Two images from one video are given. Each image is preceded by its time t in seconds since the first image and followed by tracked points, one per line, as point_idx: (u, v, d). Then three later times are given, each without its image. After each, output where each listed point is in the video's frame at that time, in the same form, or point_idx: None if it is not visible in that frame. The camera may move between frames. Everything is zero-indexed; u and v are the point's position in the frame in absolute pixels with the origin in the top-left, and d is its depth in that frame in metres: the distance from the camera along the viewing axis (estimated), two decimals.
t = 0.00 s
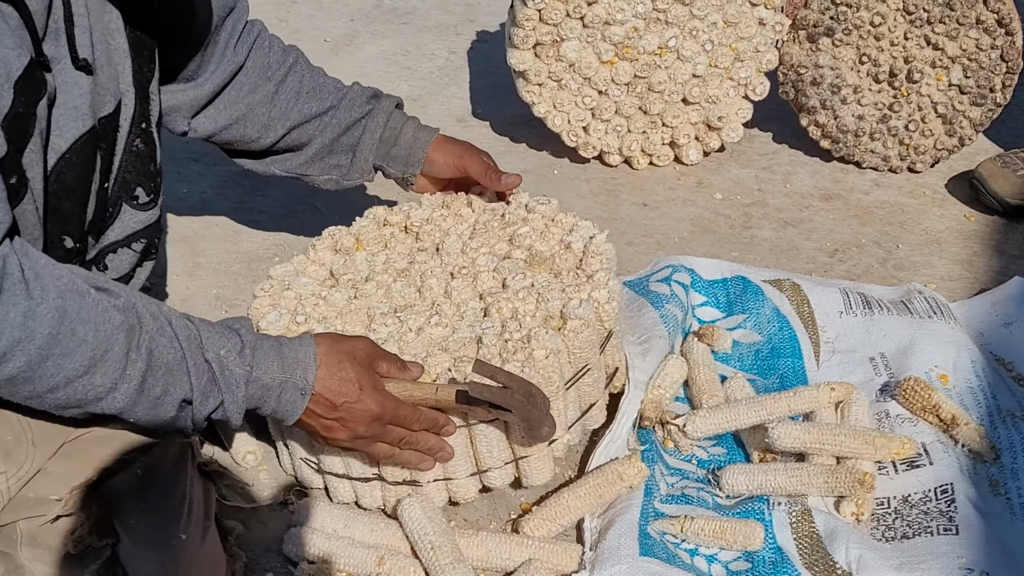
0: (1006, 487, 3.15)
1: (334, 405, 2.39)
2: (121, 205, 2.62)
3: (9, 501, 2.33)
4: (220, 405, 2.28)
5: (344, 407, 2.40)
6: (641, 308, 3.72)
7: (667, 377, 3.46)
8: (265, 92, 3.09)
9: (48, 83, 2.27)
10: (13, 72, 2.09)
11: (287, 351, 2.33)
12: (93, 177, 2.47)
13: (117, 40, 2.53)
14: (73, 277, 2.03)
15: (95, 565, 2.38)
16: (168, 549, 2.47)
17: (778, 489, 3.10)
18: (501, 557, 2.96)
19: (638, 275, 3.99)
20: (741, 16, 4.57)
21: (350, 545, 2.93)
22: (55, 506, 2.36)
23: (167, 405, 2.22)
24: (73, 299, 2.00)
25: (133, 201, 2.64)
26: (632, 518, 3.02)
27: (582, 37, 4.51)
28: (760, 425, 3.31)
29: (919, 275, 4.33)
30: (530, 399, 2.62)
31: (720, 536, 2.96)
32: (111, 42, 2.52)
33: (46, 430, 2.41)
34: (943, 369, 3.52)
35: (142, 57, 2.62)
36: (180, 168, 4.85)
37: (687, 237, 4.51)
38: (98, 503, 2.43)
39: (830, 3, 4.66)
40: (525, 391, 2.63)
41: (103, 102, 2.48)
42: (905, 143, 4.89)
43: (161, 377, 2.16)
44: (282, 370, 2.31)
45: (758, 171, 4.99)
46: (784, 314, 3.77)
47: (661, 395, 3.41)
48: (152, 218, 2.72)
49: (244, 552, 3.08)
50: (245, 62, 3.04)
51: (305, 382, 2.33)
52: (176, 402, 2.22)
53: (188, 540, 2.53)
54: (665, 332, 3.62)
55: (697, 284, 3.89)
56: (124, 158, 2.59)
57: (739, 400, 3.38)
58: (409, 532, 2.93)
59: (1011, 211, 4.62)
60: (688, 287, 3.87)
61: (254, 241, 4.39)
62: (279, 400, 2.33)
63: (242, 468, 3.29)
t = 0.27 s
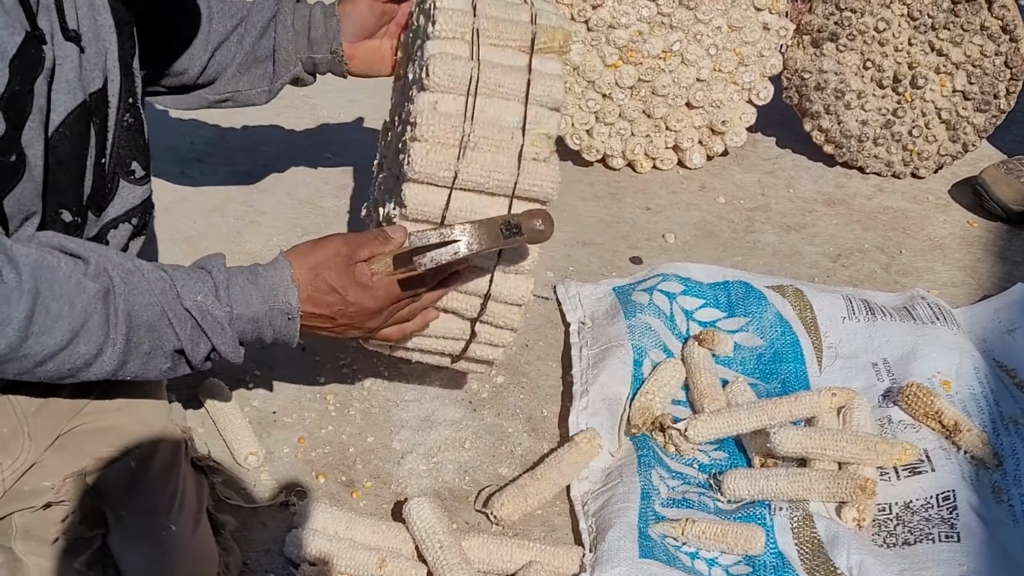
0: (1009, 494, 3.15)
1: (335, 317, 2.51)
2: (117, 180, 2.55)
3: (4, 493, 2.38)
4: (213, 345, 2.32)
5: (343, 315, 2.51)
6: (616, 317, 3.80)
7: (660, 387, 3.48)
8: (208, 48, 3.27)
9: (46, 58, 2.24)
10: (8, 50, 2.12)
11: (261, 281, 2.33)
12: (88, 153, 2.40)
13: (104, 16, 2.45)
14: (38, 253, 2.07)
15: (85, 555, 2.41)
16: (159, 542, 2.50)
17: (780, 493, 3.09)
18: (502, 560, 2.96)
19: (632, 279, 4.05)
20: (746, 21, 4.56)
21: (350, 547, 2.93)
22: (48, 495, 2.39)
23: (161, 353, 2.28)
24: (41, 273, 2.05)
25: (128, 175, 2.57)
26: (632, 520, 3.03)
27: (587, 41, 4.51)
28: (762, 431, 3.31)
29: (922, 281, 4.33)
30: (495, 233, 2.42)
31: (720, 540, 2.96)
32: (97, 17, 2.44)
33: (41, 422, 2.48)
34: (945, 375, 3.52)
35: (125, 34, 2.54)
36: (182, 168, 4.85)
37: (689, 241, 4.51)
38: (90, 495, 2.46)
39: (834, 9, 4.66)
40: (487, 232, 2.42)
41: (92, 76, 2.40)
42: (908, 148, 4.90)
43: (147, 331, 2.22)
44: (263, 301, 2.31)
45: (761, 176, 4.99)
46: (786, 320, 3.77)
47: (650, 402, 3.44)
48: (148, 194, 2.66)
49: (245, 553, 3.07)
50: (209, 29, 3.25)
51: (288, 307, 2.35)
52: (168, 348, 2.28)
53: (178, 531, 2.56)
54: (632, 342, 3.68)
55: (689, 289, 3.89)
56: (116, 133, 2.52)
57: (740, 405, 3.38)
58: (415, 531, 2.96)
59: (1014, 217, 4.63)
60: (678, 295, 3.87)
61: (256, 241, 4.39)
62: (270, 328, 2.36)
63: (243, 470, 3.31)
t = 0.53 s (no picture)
0: (1010, 498, 3.15)
1: (282, 352, 2.53)
2: (103, 176, 2.55)
3: None
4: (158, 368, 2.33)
5: (290, 352, 2.54)
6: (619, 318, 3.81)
7: (659, 389, 3.49)
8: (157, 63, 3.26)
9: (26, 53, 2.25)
10: None
11: (211, 306, 2.38)
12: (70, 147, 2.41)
13: (86, 14, 2.45)
14: None
15: (75, 555, 2.49)
16: (150, 541, 2.53)
17: (780, 496, 3.09)
18: (503, 562, 2.96)
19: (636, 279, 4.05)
20: (747, 24, 4.58)
21: (351, 549, 2.93)
22: (39, 497, 2.41)
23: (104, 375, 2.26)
24: None
25: (113, 172, 2.57)
26: (632, 523, 3.03)
27: (588, 44, 4.51)
28: (762, 433, 3.31)
29: (923, 284, 4.33)
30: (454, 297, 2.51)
31: (721, 542, 2.95)
32: (81, 15, 2.44)
33: (32, 422, 2.47)
34: (946, 379, 3.52)
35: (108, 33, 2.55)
36: (184, 169, 4.86)
37: (691, 244, 4.51)
38: (83, 493, 2.48)
39: (836, 12, 4.65)
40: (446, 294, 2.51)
41: (75, 72, 2.40)
42: (910, 151, 4.89)
43: (97, 349, 2.21)
44: (214, 326, 2.35)
45: (762, 179, 4.99)
46: (788, 323, 3.77)
47: (651, 404, 3.44)
48: (131, 191, 2.65)
49: (246, 555, 3.08)
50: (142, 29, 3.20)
51: (236, 334, 2.40)
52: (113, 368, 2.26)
53: (171, 531, 2.58)
54: (636, 343, 3.69)
55: (692, 290, 3.89)
56: (99, 130, 2.52)
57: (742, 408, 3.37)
58: (415, 534, 2.96)
59: (1015, 221, 4.63)
60: (681, 295, 3.87)
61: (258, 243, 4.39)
62: (216, 356, 2.39)
63: (245, 472, 3.32)
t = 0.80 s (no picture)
0: (1009, 496, 3.15)
1: (235, 360, 2.43)
2: (93, 184, 2.49)
3: None
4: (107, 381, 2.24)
5: (242, 357, 2.44)
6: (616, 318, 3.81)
7: (660, 389, 3.48)
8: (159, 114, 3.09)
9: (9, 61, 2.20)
10: None
11: (160, 314, 2.29)
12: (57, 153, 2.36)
13: (77, 20, 2.39)
14: None
15: (73, 558, 2.52)
16: (148, 543, 2.58)
17: (780, 495, 3.09)
18: (504, 562, 2.96)
19: (633, 279, 4.06)
20: (746, 23, 4.58)
21: (352, 549, 2.93)
22: (35, 503, 2.40)
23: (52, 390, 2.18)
24: None
25: (103, 180, 2.52)
26: (632, 522, 3.04)
27: (587, 43, 4.52)
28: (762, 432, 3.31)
29: (922, 283, 4.33)
30: (411, 279, 2.54)
31: (722, 541, 2.95)
32: (71, 21, 2.38)
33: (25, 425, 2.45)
34: (946, 377, 3.52)
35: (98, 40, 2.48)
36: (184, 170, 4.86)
37: (690, 244, 4.51)
38: (80, 497, 2.49)
39: (835, 11, 4.66)
40: (401, 272, 2.54)
41: (63, 78, 2.35)
42: (909, 150, 4.89)
43: (43, 362, 2.13)
44: (164, 332, 2.27)
45: (762, 179, 4.99)
46: (787, 321, 3.77)
47: (651, 403, 3.44)
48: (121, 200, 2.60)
49: (246, 555, 3.08)
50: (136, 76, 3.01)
51: (189, 337, 2.31)
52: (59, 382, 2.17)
53: (168, 532, 2.61)
54: (632, 343, 3.70)
55: (689, 291, 3.89)
56: (91, 136, 2.47)
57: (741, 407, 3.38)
58: (415, 534, 2.96)
59: (1015, 219, 4.63)
60: (678, 296, 3.87)
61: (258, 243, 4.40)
62: (170, 364, 2.30)
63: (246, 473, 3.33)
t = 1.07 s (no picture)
0: (1008, 493, 3.15)
1: (221, 349, 2.43)
2: (88, 184, 2.51)
3: None
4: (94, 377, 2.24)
5: (228, 346, 2.43)
6: (615, 317, 3.81)
7: (660, 388, 3.48)
8: (189, 146, 3.16)
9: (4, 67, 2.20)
10: None
11: (143, 306, 2.30)
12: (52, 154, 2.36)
13: (75, 19, 2.39)
14: None
15: (74, 559, 2.52)
16: (149, 544, 2.58)
17: (779, 494, 3.10)
18: (504, 562, 2.97)
19: (632, 279, 4.06)
20: (744, 23, 4.59)
21: (351, 549, 2.93)
22: (35, 506, 2.41)
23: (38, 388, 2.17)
24: None
25: (99, 179, 2.53)
26: (632, 522, 3.04)
27: (585, 44, 4.53)
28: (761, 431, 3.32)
29: (921, 281, 4.33)
30: (391, 254, 2.55)
31: (721, 539, 2.96)
32: (67, 22, 2.38)
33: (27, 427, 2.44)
34: (944, 375, 3.53)
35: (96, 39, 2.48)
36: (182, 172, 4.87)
37: (689, 243, 4.52)
38: (81, 498, 2.50)
39: (832, 10, 4.67)
40: (381, 248, 2.55)
41: (58, 79, 2.35)
42: (907, 149, 4.89)
43: (28, 360, 2.13)
44: (150, 323, 2.28)
45: (760, 178, 5.00)
46: (785, 320, 3.78)
47: (651, 403, 3.44)
48: (117, 197, 2.61)
49: (246, 556, 3.08)
50: (173, 109, 3.07)
51: (175, 326, 2.32)
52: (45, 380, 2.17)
53: (170, 533, 2.62)
54: (631, 343, 3.70)
55: (688, 290, 3.90)
56: (86, 137, 2.48)
57: (739, 405, 3.38)
58: (415, 534, 2.96)
59: (1013, 218, 4.63)
60: (677, 296, 3.88)
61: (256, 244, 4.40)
62: (156, 358, 2.30)
63: (246, 474, 3.34)
